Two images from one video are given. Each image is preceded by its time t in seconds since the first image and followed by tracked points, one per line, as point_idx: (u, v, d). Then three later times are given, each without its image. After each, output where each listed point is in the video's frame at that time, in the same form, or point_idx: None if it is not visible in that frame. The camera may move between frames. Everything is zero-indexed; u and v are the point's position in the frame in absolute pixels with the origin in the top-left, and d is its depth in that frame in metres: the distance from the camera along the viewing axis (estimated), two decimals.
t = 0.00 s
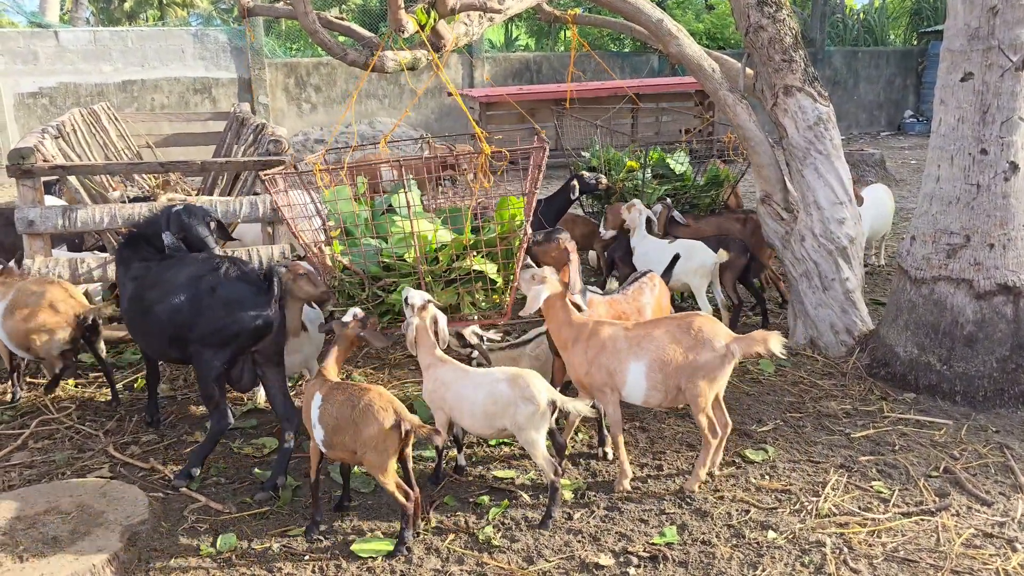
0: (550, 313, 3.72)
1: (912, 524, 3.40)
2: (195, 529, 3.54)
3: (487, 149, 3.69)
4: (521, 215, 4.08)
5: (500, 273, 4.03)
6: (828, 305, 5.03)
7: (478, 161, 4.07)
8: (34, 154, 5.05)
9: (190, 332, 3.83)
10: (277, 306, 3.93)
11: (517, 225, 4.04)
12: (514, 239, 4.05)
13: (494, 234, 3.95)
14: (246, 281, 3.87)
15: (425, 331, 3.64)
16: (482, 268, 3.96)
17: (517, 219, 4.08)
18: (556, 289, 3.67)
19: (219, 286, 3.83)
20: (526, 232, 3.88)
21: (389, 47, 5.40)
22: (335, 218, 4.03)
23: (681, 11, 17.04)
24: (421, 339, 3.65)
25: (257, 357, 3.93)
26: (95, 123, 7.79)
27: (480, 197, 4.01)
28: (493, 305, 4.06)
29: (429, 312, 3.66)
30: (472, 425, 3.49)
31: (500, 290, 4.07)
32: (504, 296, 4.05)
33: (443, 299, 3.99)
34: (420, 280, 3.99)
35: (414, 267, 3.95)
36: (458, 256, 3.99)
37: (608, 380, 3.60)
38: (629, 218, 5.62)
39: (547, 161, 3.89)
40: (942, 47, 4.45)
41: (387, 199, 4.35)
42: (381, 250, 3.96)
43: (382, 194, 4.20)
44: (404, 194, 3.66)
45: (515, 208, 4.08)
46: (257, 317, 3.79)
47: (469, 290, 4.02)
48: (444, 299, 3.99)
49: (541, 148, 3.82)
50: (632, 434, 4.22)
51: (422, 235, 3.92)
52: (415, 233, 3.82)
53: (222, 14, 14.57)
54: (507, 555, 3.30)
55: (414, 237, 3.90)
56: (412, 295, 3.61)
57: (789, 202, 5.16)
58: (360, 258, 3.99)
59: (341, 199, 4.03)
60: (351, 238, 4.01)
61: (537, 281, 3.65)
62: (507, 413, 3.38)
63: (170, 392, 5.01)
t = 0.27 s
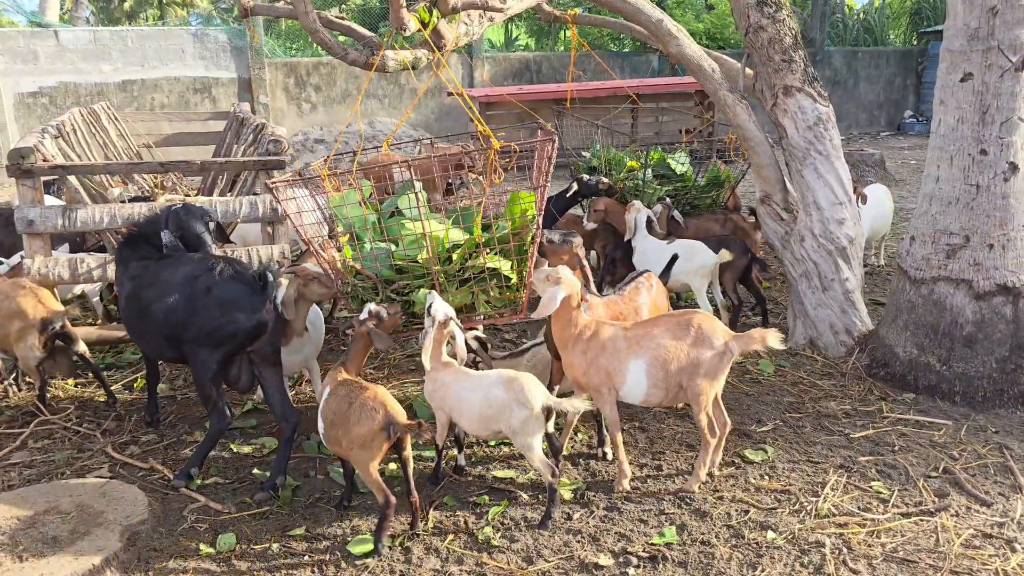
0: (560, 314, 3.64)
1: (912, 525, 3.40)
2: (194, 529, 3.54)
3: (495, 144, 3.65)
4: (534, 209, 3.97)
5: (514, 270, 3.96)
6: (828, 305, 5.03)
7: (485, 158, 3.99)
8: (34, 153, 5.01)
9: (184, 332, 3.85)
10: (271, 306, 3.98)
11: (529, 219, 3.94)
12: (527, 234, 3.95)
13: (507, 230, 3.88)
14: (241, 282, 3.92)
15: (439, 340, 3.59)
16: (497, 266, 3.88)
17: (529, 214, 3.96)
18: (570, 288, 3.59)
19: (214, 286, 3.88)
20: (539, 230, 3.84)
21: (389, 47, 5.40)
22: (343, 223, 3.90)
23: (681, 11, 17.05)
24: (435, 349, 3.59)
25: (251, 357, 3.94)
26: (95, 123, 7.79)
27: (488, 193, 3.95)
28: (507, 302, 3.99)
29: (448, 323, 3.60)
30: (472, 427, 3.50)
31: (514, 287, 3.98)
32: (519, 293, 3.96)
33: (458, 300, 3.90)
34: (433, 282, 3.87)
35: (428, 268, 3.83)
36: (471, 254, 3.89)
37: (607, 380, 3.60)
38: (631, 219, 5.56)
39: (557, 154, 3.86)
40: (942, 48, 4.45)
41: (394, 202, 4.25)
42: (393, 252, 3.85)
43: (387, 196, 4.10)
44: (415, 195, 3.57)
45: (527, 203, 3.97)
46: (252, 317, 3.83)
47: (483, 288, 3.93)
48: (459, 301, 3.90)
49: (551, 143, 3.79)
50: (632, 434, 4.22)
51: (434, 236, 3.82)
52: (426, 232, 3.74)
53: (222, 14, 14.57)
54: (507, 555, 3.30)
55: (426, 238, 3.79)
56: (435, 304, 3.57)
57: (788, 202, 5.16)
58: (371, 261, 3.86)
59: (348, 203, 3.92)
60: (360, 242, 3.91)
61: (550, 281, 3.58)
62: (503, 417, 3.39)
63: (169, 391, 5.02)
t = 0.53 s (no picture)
0: (566, 320, 3.65)
1: (911, 525, 3.40)
2: (195, 528, 3.54)
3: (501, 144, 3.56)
4: (538, 207, 3.96)
5: (521, 268, 3.94)
6: (828, 305, 5.03)
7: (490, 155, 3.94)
8: (34, 152, 5.00)
9: (180, 332, 3.84)
10: (267, 306, 3.95)
11: (534, 217, 3.92)
12: (532, 232, 3.93)
13: (513, 229, 3.87)
14: (237, 281, 3.89)
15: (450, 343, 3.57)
16: (503, 265, 3.86)
17: (534, 212, 3.95)
18: (580, 291, 3.59)
19: (209, 286, 3.86)
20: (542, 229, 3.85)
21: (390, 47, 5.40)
22: (348, 224, 3.88)
23: (681, 11, 17.06)
24: (444, 349, 3.58)
25: (247, 357, 3.94)
26: (95, 122, 7.80)
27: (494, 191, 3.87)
28: (514, 301, 3.96)
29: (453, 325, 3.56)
30: (477, 430, 3.50)
31: (521, 286, 3.95)
32: (526, 291, 3.94)
33: (465, 300, 3.89)
34: (439, 282, 3.86)
35: (434, 268, 3.82)
36: (476, 254, 3.88)
37: (614, 383, 3.59)
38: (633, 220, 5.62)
39: (561, 151, 3.83)
40: (942, 48, 4.45)
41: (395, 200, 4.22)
42: (399, 253, 3.85)
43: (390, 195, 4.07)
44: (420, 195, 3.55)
45: (531, 201, 3.95)
46: (247, 317, 3.81)
47: (490, 287, 3.90)
48: (465, 300, 3.89)
49: (554, 141, 3.78)
50: (632, 434, 4.22)
51: (440, 235, 3.80)
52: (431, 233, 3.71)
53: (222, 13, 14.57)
54: (507, 555, 3.30)
55: (432, 239, 3.78)
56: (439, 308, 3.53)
57: (789, 202, 5.17)
58: (378, 262, 3.86)
59: (353, 203, 3.88)
60: (365, 243, 3.85)
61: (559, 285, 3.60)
62: (507, 419, 3.40)
63: (169, 391, 5.02)
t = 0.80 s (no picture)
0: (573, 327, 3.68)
1: (912, 525, 3.40)
2: (196, 528, 3.55)
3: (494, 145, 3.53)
4: (534, 208, 3.87)
5: (516, 268, 3.88)
6: (829, 305, 5.03)
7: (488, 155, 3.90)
8: (35, 152, 5.00)
9: (177, 332, 3.84)
10: (263, 305, 3.94)
11: (529, 219, 3.86)
12: (528, 233, 3.88)
13: (507, 230, 3.81)
14: (232, 281, 3.90)
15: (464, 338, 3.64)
16: (498, 265, 3.82)
17: (529, 213, 3.87)
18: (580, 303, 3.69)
19: (205, 286, 3.86)
20: (538, 229, 3.82)
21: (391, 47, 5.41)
22: (345, 222, 3.91)
23: (682, 11, 17.06)
24: (458, 357, 3.62)
25: (244, 357, 3.95)
26: (96, 121, 7.80)
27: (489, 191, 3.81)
28: (509, 300, 3.95)
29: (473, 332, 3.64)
30: (497, 435, 3.49)
31: (517, 285, 3.90)
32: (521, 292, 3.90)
33: (460, 299, 3.89)
34: (434, 280, 3.83)
35: (429, 267, 3.80)
36: (472, 253, 3.83)
37: (621, 385, 3.57)
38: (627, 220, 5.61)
39: (558, 153, 3.76)
40: (943, 48, 4.46)
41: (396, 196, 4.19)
42: (395, 251, 3.83)
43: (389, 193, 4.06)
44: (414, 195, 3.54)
45: (527, 201, 3.86)
46: (243, 317, 3.82)
47: (485, 287, 3.87)
48: (460, 299, 3.89)
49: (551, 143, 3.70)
50: (632, 434, 4.22)
51: (434, 235, 3.76)
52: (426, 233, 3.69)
53: (223, 12, 14.58)
54: (507, 554, 3.30)
55: (426, 238, 3.75)
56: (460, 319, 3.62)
57: (789, 202, 5.20)
58: (373, 260, 3.85)
59: (350, 202, 3.95)
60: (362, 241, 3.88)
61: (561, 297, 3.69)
62: (525, 421, 3.38)
63: (170, 390, 5.02)
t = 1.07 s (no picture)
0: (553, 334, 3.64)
1: (913, 524, 3.40)
2: (196, 527, 3.55)
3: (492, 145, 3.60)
4: (525, 213, 3.97)
5: (505, 271, 3.94)
6: (829, 305, 5.03)
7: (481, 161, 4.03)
8: (36, 151, 5.00)
9: (173, 333, 3.83)
10: (257, 305, 3.92)
11: (521, 222, 3.94)
12: (518, 237, 3.95)
13: (500, 231, 3.87)
14: (226, 281, 3.86)
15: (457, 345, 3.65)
16: (488, 266, 3.85)
17: (520, 217, 3.97)
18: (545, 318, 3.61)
19: (200, 286, 3.84)
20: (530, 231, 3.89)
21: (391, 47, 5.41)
22: (339, 218, 3.91)
23: (682, 11, 17.06)
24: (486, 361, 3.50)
25: (242, 356, 3.95)
26: (97, 121, 7.80)
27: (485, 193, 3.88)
28: (497, 303, 3.97)
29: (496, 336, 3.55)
30: (517, 440, 3.35)
31: (504, 288, 3.96)
32: (509, 294, 3.96)
33: (448, 299, 3.88)
34: (423, 280, 3.82)
35: (418, 266, 3.80)
36: (462, 254, 3.85)
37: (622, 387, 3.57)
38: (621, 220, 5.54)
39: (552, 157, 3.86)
40: (944, 48, 4.46)
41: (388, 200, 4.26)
42: (386, 249, 3.86)
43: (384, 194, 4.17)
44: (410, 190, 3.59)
45: (518, 206, 3.98)
46: (238, 317, 3.78)
47: (473, 288, 3.89)
48: (449, 299, 3.88)
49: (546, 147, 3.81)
50: (633, 434, 4.22)
51: (427, 233, 3.77)
52: (420, 231, 3.69)
53: (223, 12, 14.58)
54: (508, 554, 3.31)
55: (418, 236, 3.76)
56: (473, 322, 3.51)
57: (789, 202, 5.21)
58: (365, 256, 3.84)
59: (345, 198, 3.96)
60: (355, 236, 3.88)
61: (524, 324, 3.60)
62: (546, 427, 3.24)
63: (171, 390, 5.02)
